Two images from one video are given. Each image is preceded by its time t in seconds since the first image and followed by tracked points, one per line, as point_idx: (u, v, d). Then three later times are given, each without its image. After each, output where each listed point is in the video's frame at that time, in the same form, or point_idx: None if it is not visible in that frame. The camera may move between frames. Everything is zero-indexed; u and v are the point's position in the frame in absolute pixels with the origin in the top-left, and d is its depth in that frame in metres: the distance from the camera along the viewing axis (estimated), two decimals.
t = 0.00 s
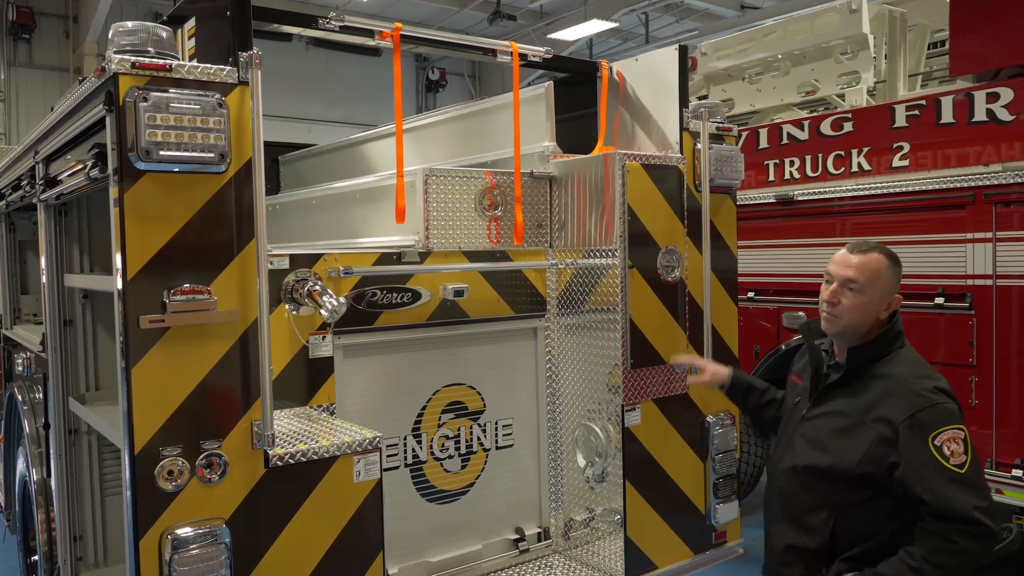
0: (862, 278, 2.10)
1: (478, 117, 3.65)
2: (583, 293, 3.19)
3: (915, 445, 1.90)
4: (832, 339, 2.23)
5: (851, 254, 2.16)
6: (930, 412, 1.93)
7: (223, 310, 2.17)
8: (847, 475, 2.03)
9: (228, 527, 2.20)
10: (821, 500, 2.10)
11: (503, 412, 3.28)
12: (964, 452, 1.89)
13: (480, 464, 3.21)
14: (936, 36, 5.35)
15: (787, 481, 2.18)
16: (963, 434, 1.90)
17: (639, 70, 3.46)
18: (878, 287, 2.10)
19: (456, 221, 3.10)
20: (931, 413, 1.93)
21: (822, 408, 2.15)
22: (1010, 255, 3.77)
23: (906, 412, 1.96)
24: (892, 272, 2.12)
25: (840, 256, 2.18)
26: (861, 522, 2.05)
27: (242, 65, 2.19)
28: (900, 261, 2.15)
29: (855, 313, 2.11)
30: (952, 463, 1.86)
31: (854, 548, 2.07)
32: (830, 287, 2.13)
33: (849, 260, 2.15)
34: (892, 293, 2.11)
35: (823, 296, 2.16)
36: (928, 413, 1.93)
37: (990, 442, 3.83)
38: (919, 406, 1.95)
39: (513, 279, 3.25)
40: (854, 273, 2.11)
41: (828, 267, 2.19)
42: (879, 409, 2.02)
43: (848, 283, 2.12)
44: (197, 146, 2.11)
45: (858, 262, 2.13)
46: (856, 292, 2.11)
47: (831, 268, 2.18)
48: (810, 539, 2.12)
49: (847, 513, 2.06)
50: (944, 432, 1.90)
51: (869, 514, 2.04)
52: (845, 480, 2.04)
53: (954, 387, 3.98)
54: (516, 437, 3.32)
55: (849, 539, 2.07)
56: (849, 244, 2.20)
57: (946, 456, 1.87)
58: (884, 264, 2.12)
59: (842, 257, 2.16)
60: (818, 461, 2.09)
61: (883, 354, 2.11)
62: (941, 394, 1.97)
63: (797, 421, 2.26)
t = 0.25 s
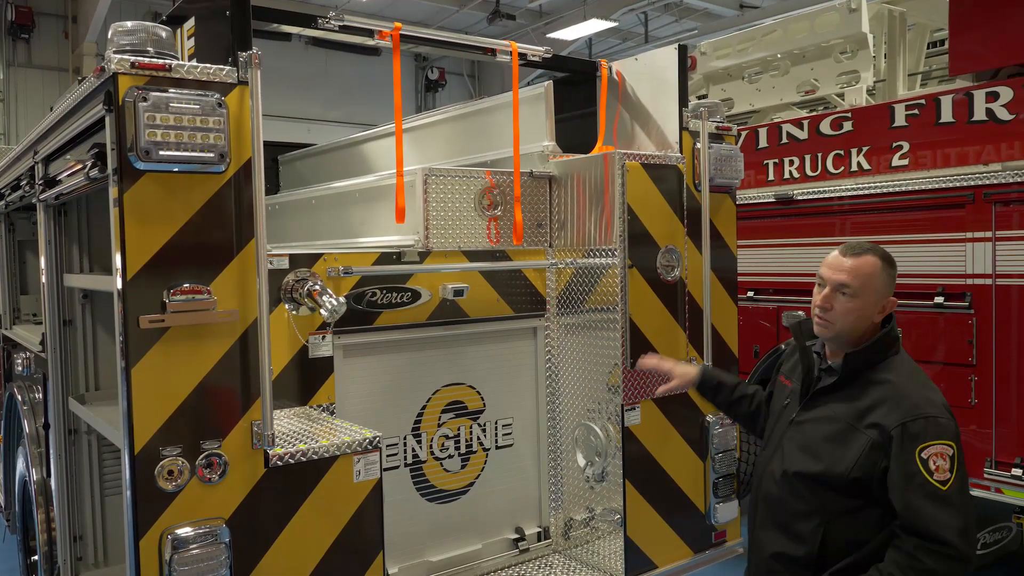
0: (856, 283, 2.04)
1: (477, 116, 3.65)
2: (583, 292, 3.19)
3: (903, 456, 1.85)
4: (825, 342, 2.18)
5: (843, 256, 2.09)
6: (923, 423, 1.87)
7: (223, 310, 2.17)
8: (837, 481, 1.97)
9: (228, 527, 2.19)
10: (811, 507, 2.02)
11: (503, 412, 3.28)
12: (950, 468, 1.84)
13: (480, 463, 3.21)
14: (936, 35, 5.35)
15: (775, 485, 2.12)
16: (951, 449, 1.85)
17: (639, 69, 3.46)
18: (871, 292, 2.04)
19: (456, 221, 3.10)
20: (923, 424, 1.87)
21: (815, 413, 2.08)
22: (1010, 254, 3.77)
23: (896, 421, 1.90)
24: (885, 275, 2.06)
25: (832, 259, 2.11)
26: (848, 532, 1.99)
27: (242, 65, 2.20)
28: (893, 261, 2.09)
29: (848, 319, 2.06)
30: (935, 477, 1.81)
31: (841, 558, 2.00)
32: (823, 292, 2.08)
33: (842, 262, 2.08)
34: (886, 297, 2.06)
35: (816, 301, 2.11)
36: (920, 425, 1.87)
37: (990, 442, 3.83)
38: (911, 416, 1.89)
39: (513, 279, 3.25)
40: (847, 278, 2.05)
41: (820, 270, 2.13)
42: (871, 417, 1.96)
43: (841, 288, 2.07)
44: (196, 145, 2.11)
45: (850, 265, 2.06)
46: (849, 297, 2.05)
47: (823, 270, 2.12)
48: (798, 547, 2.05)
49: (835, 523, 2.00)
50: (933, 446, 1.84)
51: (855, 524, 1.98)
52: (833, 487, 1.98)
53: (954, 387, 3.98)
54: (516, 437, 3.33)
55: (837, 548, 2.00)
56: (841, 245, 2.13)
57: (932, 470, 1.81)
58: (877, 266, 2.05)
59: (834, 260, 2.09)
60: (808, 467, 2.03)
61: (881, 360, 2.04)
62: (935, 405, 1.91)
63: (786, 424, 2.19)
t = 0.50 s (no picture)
0: (862, 286, 2.05)
1: (478, 116, 3.65)
2: (584, 292, 3.19)
3: (898, 467, 1.86)
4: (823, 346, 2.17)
5: (849, 258, 2.10)
6: (920, 433, 1.88)
7: (223, 310, 2.17)
8: (830, 490, 1.99)
9: (229, 527, 2.19)
10: (803, 514, 2.05)
11: (503, 412, 3.28)
12: (944, 479, 1.85)
13: (480, 463, 3.21)
14: (937, 35, 5.34)
15: (767, 491, 2.15)
16: (945, 460, 1.86)
17: (640, 69, 3.45)
18: (876, 295, 2.05)
19: (457, 221, 3.10)
20: (919, 434, 1.88)
21: (809, 418, 2.11)
22: (1011, 254, 3.76)
23: (894, 430, 1.91)
24: (890, 280, 2.07)
25: (838, 260, 2.12)
26: (839, 540, 2.01)
27: (242, 64, 2.20)
28: (898, 268, 2.11)
29: (851, 322, 2.06)
30: (929, 488, 1.82)
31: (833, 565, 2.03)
32: (829, 293, 2.08)
33: (848, 265, 2.09)
34: (889, 302, 2.07)
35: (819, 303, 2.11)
36: (917, 435, 1.88)
37: (991, 442, 3.83)
38: (908, 426, 1.90)
39: (514, 279, 3.24)
40: (853, 281, 2.06)
41: (826, 271, 2.13)
42: (868, 425, 1.97)
43: (847, 290, 2.07)
44: (197, 145, 2.11)
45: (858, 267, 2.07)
46: (854, 300, 2.06)
47: (829, 272, 2.12)
48: (790, 555, 2.08)
49: (827, 530, 2.02)
50: (929, 456, 1.85)
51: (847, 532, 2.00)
52: (825, 494, 2.00)
53: (954, 387, 3.98)
54: (517, 437, 3.32)
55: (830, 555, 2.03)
56: (847, 247, 2.15)
57: (925, 482, 1.83)
58: (883, 271, 2.07)
59: (841, 261, 2.10)
60: (801, 472, 2.05)
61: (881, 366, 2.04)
62: (933, 415, 1.91)
63: (775, 428, 2.23)
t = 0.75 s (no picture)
0: (846, 288, 2.09)
1: (477, 115, 3.64)
2: (583, 291, 3.19)
3: (892, 469, 1.90)
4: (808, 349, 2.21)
5: (831, 260, 2.13)
6: (914, 435, 1.91)
7: (222, 308, 2.17)
8: (823, 495, 2.03)
9: (228, 526, 2.19)
10: (796, 521, 2.09)
11: (503, 410, 3.28)
12: (939, 478, 1.89)
13: (480, 462, 3.21)
14: (936, 34, 5.34)
15: (761, 500, 2.20)
16: (940, 460, 1.91)
17: (639, 67, 3.45)
18: (860, 297, 2.09)
19: (455, 219, 3.10)
20: (913, 435, 1.92)
21: (798, 423, 2.15)
22: (1010, 253, 3.76)
23: (887, 433, 1.95)
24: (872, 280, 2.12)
25: (820, 263, 2.15)
26: (835, 547, 2.05)
27: (241, 63, 2.20)
28: (878, 266, 2.15)
29: (837, 324, 2.09)
30: (925, 489, 1.87)
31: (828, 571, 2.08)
32: (813, 297, 2.11)
33: (830, 267, 2.13)
34: (872, 302, 2.11)
35: (805, 306, 2.14)
36: (910, 436, 1.92)
37: (989, 441, 3.83)
38: (902, 428, 1.93)
39: (513, 277, 3.24)
40: (837, 283, 2.09)
41: (808, 273, 2.17)
42: (861, 429, 2.01)
43: (831, 293, 2.10)
44: (195, 143, 2.11)
45: (841, 269, 2.11)
46: (839, 302, 2.09)
47: (812, 275, 2.16)
48: (785, 563, 2.12)
49: (821, 535, 2.06)
50: (923, 457, 1.90)
51: (841, 537, 2.04)
52: (820, 501, 2.05)
53: (953, 386, 3.98)
54: (516, 435, 3.32)
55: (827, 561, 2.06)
56: (827, 249, 2.18)
57: (922, 482, 1.87)
58: (865, 271, 2.11)
59: (823, 264, 2.14)
60: (794, 480, 2.10)
61: (869, 368, 2.10)
62: (926, 415, 1.94)
63: (767, 432, 2.28)
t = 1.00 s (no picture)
0: (831, 284, 2.03)
1: (477, 113, 3.64)
2: (583, 289, 3.19)
3: (876, 467, 1.84)
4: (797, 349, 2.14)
5: (817, 258, 2.08)
6: (897, 432, 1.86)
7: (222, 307, 2.17)
8: (811, 496, 1.96)
9: (226, 525, 2.19)
10: (786, 523, 2.01)
11: (502, 409, 3.28)
12: (924, 477, 1.84)
13: (479, 461, 3.21)
14: (936, 32, 5.33)
15: (752, 500, 2.09)
16: (924, 458, 1.85)
17: (638, 66, 3.44)
18: (846, 293, 2.03)
19: (455, 218, 3.10)
20: (897, 433, 1.86)
21: (787, 423, 2.07)
22: (1009, 251, 3.76)
23: (871, 430, 1.89)
24: (858, 277, 2.06)
25: (805, 260, 2.10)
26: (826, 548, 1.97)
27: (240, 61, 2.19)
28: (864, 264, 2.10)
29: (823, 321, 2.03)
30: (910, 489, 1.81)
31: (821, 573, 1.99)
32: (798, 294, 2.06)
33: (815, 264, 2.08)
34: (859, 299, 2.05)
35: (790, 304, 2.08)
36: (894, 433, 1.86)
37: (989, 440, 3.83)
38: (885, 425, 1.88)
39: (513, 276, 3.24)
40: (822, 279, 2.04)
41: (793, 271, 2.11)
42: (845, 427, 1.94)
43: (816, 289, 2.05)
44: (195, 142, 2.11)
45: (825, 266, 2.06)
46: (824, 298, 2.04)
47: (796, 273, 2.11)
48: (777, 564, 2.03)
49: (810, 538, 1.98)
50: (907, 455, 1.84)
51: (833, 537, 1.96)
52: (808, 501, 1.97)
53: (953, 385, 3.97)
54: (515, 434, 3.32)
55: (820, 563, 1.98)
56: (813, 246, 2.13)
57: (907, 481, 1.81)
58: (850, 267, 2.06)
59: (808, 261, 2.09)
60: (781, 480, 2.02)
61: (857, 363, 2.01)
62: (909, 412, 1.89)
63: (759, 434, 2.18)
